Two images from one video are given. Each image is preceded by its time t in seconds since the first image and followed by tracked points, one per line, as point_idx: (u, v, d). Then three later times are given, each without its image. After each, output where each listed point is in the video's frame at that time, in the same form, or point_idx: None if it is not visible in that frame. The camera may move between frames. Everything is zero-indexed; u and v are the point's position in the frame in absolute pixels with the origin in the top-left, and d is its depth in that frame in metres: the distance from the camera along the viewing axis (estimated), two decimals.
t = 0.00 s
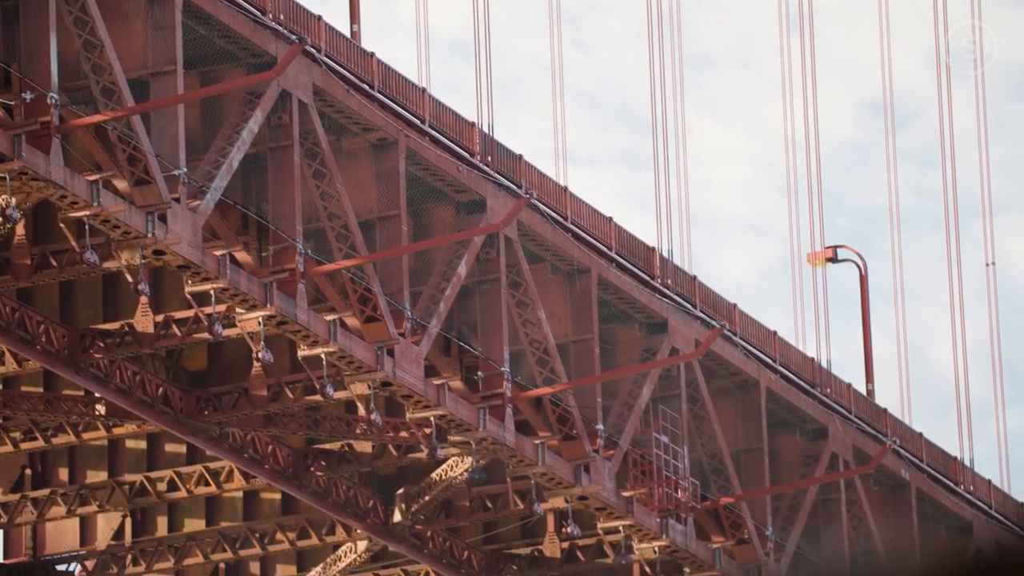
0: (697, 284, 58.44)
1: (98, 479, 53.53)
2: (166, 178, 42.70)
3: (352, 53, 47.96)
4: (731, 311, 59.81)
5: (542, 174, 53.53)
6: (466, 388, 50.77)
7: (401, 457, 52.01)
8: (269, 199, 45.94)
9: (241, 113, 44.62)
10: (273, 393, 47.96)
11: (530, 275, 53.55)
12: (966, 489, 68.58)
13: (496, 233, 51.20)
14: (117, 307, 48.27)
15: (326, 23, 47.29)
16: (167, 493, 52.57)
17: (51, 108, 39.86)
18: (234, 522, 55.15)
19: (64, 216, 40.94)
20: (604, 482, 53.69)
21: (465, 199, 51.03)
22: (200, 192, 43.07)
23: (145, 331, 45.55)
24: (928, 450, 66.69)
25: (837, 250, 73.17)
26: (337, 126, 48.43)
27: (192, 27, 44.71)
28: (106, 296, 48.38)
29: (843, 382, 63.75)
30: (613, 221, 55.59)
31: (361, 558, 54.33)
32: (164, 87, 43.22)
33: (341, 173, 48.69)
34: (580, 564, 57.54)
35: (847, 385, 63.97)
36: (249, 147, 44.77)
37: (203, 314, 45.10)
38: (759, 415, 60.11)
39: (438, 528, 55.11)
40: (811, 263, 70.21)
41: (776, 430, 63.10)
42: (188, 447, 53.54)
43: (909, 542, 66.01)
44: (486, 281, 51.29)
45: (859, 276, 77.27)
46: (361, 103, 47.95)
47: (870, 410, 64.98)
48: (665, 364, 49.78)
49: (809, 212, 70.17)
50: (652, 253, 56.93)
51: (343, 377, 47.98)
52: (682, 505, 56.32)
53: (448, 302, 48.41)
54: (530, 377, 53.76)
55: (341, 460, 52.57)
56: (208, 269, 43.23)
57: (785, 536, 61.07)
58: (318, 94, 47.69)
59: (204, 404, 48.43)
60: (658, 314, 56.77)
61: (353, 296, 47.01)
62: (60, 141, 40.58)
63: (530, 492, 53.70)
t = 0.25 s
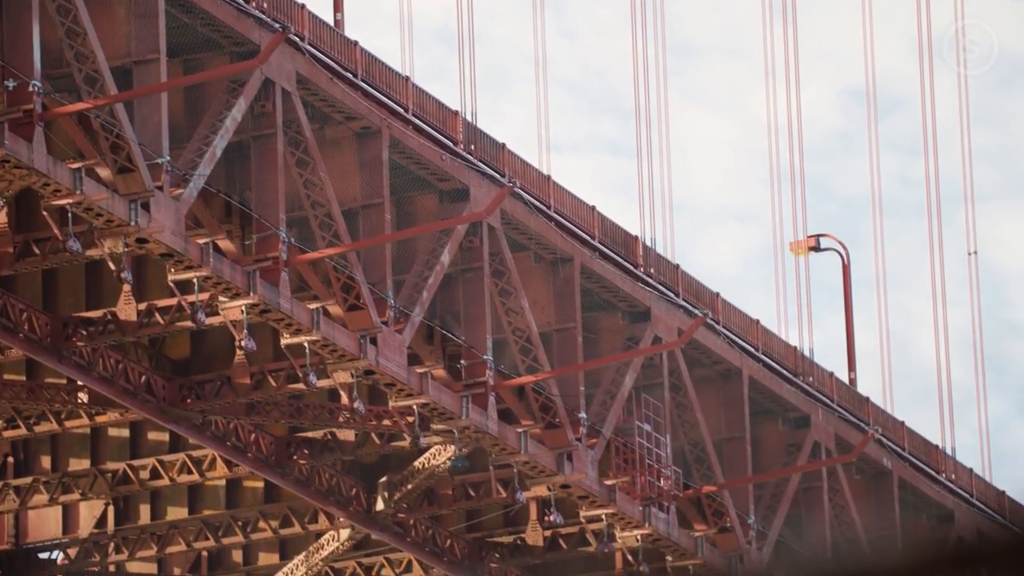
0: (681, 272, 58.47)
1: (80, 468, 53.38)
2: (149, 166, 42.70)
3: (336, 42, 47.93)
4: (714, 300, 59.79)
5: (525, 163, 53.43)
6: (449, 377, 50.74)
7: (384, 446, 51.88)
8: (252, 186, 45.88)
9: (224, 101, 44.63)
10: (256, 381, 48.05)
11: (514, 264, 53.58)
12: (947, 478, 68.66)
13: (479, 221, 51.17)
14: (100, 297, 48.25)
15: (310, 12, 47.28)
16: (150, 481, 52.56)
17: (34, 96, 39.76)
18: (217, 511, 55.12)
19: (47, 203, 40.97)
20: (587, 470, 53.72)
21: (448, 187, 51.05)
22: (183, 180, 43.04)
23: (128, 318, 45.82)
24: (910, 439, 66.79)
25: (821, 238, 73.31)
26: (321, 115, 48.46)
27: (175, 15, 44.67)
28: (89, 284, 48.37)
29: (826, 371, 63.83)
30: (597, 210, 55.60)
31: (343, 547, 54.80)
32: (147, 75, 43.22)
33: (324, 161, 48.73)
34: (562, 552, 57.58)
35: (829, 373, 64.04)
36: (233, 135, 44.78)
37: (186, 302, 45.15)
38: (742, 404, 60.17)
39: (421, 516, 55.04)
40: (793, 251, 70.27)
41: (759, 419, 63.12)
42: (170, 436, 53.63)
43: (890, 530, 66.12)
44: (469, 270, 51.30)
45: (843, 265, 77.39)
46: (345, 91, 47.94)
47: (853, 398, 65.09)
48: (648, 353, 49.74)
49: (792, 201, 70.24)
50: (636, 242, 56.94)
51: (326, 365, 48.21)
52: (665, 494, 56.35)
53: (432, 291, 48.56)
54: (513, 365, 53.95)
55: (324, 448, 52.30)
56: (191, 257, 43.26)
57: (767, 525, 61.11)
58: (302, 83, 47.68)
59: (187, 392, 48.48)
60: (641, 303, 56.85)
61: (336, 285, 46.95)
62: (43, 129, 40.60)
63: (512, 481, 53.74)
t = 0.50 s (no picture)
0: (659, 260, 58.54)
1: (59, 455, 53.37)
2: (128, 153, 42.69)
3: (315, 29, 47.92)
4: (692, 287, 59.80)
5: (504, 150, 53.47)
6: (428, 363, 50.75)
7: (363, 433, 52.03)
8: (230, 173, 46.04)
9: (203, 88, 44.58)
10: (236, 368, 47.98)
11: (493, 251, 53.61)
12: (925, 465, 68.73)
13: (458, 208, 51.18)
14: (79, 282, 48.25)
15: None
16: (128, 467, 52.69)
17: (13, 83, 40.09)
18: (196, 496, 55.18)
19: (26, 190, 40.94)
20: (564, 458, 53.77)
21: (426, 175, 51.07)
22: (162, 166, 43.02)
23: (107, 306, 45.47)
24: (888, 426, 66.91)
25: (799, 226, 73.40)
26: (300, 101, 48.69)
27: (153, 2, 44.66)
28: (68, 271, 48.35)
29: (805, 358, 63.95)
30: (576, 198, 55.63)
31: (321, 533, 55.06)
32: (125, 61, 43.19)
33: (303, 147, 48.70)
34: (541, 539, 57.69)
35: (807, 360, 64.13)
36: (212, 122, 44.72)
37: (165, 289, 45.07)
38: (720, 391, 60.25)
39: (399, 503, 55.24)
40: (772, 239, 70.34)
41: (737, 405, 63.21)
42: (150, 422, 53.38)
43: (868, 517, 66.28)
44: (448, 257, 51.32)
45: (821, 252, 77.49)
46: (324, 78, 47.94)
47: (831, 385, 65.19)
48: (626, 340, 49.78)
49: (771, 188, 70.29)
50: (614, 229, 56.98)
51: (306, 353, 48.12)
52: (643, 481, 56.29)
53: (411, 278, 48.56)
54: (491, 352, 53.86)
55: (302, 434, 52.35)
56: (170, 244, 43.32)
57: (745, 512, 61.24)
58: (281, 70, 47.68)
59: (166, 377, 48.49)
60: (621, 290, 56.84)
61: (315, 272, 47.03)
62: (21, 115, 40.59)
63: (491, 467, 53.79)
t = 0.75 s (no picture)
0: (637, 247, 58.54)
1: (35, 441, 53.36)
2: (104, 139, 42.61)
3: (292, 16, 47.89)
4: (669, 275, 59.90)
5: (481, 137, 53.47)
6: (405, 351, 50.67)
7: (339, 420, 52.03)
8: (207, 161, 45.96)
9: (180, 74, 44.50)
10: (212, 354, 48.00)
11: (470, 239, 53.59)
12: (901, 453, 68.89)
13: (435, 196, 51.15)
14: (55, 269, 48.19)
15: None
16: (104, 454, 52.59)
17: None
18: (173, 484, 55.08)
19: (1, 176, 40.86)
20: (542, 445, 53.62)
21: (404, 162, 51.01)
22: (139, 153, 42.94)
23: (83, 293, 45.66)
24: (865, 414, 66.98)
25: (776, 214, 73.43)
26: (277, 88, 48.72)
27: None
28: (44, 258, 48.28)
29: (782, 346, 64.01)
30: (553, 185, 55.61)
31: (297, 520, 55.10)
32: (102, 48, 43.09)
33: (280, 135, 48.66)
34: (518, 527, 57.68)
35: (784, 348, 64.22)
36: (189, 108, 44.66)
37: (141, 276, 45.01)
38: (697, 378, 60.27)
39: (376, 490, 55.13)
40: (749, 227, 70.36)
41: (714, 393, 63.27)
42: (126, 410, 53.42)
43: (844, 505, 66.34)
44: (425, 245, 51.25)
45: (798, 240, 77.53)
46: (301, 65, 47.89)
47: (807, 373, 65.26)
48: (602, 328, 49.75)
49: (748, 176, 70.34)
50: (591, 217, 57.00)
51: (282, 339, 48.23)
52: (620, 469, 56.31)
53: (388, 266, 48.46)
54: (469, 339, 54.01)
55: (279, 422, 52.41)
56: (147, 231, 43.26)
57: (721, 499, 61.32)
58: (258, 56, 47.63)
59: (143, 364, 48.42)
60: (597, 277, 56.87)
61: (292, 259, 46.97)
62: None
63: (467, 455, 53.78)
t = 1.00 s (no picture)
0: (614, 237, 58.53)
1: (11, 429, 53.27)
2: (81, 127, 42.55)
3: (269, 4, 47.88)
4: (646, 264, 59.96)
5: (459, 126, 53.46)
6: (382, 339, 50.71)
7: (316, 409, 51.85)
8: (185, 148, 45.70)
9: (157, 62, 44.40)
10: (189, 343, 48.07)
11: (447, 228, 53.55)
12: (878, 443, 68.97)
13: (412, 185, 51.13)
14: (31, 257, 48.08)
15: None
16: (81, 443, 52.49)
17: None
18: (150, 473, 55.01)
19: None
20: (518, 435, 53.63)
21: (381, 150, 50.80)
22: (116, 141, 42.89)
23: (60, 281, 45.72)
24: (842, 404, 67.06)
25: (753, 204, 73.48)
26: (254, 76, 48.58)
27: None
28: (20, 246, 48.18)
29: (759, 335, 64.09)
30: (530, 174, 55.59)
31: (275, 509, 54.83)
32: (78, 36, 43.01)
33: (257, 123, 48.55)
34: (495, 516, 57.53)
35: (761, 338, 64.31)
36: (166, 95, 44.55)
37: (118, 263, 44.96)
38: (674, 367, 60.30)
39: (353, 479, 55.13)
40: (726, 216, 70.38)
41: (691, 382, 63.13)
42: (102, 399, 53.33)
43: (821, 494, 66.32)
44: (402, 234, 51.26)
45: (775, 230, 77.58)
46: (277, 53, 47.84)
47: (784, 362, 65.33)
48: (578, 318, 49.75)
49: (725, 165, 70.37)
50: (568, 206, 57.02)
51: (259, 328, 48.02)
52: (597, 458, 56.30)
53: (365, 255, 48.40)
54: (445, 328, 53.90)
55: (256, 411, 52.39)
56: (123, 219, 43.27)
57: (699, 489, 61.05)
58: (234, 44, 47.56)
59: (120, 353, 48.32)
60: (575, 267, 56.86)
61: (269, 248, 46.76)
62: None
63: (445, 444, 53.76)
